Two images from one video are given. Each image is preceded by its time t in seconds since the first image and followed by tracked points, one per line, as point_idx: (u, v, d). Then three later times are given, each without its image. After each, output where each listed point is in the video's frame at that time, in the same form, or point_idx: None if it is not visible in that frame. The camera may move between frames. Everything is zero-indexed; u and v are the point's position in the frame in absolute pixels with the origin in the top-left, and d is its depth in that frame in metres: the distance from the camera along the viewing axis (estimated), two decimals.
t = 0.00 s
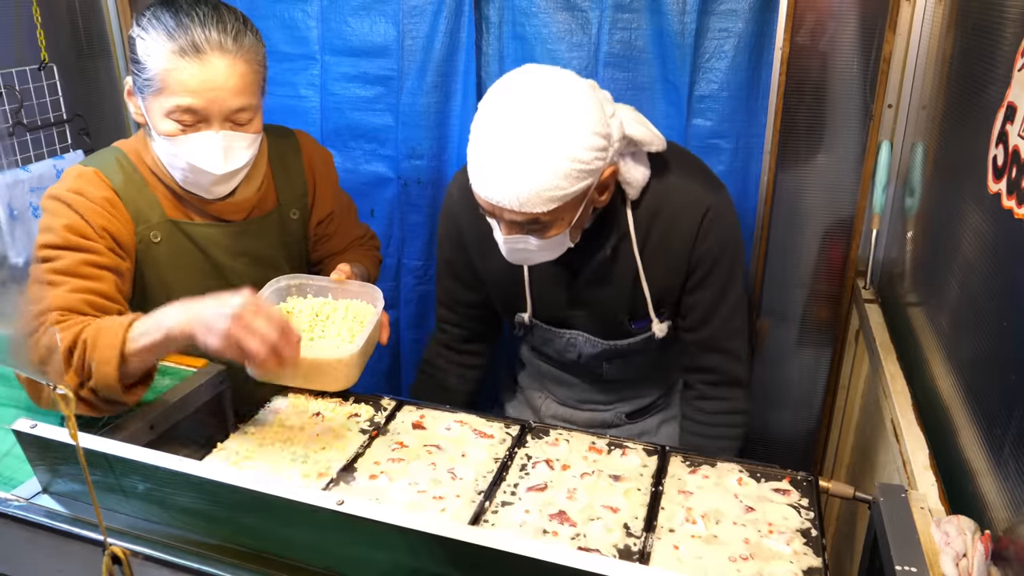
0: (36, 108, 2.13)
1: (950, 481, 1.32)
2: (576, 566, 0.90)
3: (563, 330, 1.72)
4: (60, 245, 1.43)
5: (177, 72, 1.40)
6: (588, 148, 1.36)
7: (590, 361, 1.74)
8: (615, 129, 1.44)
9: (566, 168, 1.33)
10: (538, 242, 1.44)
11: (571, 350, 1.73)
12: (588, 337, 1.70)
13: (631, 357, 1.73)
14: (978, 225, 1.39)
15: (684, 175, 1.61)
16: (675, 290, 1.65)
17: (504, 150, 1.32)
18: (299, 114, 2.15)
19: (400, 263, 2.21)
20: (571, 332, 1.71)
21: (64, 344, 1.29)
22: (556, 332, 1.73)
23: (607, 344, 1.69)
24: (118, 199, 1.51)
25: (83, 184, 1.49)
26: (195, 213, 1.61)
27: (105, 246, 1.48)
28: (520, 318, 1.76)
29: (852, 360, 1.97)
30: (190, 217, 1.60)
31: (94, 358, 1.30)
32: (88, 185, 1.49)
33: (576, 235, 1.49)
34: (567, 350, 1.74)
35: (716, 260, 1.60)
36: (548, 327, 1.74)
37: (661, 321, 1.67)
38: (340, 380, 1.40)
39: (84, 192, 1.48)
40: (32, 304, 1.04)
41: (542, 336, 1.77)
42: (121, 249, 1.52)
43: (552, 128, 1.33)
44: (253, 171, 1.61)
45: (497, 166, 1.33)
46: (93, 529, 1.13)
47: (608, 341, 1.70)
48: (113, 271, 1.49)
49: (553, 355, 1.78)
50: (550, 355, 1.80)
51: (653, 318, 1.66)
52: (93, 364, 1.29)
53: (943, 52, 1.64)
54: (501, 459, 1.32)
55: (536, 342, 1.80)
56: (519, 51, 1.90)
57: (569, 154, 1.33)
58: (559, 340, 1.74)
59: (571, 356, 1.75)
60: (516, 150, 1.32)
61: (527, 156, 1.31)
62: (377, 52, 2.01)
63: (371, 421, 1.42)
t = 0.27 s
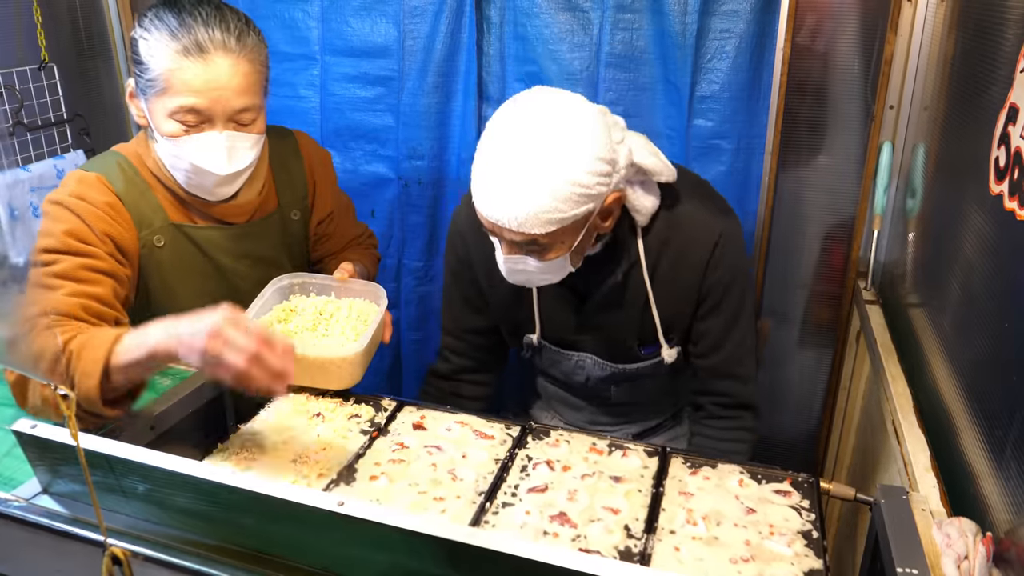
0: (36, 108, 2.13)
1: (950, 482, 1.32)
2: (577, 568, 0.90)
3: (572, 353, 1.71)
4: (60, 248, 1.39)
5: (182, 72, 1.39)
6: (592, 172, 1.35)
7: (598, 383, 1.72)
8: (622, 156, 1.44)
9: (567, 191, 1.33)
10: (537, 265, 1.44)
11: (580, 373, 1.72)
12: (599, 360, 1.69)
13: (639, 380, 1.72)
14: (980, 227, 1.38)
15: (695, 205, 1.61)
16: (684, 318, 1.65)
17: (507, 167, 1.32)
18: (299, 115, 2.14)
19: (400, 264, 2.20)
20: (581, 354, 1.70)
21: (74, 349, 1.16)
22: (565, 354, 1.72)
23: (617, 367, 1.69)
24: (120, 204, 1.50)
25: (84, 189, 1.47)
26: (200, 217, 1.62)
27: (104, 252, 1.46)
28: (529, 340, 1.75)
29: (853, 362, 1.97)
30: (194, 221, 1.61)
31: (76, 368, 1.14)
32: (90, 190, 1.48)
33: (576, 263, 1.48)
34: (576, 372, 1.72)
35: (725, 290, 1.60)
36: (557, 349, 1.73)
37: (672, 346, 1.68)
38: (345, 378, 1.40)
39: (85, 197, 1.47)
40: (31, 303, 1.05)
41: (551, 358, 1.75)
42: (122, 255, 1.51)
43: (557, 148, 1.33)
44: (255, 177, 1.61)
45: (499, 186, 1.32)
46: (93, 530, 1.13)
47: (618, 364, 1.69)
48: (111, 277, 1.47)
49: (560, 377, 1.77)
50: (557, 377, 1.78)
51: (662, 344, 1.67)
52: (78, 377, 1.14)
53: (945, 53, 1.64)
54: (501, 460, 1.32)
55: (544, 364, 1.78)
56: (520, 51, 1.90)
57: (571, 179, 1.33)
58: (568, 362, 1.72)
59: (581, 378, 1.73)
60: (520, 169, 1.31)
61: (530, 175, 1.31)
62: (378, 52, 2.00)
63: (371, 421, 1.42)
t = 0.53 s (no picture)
0: (37, 108, 2.13)
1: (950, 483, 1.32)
2: (578, 568, 0.90)
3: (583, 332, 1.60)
4: (55, 246, 1.38)
5: (183, 74, 1.39)
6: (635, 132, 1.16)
7: (610, 364, 1.62)
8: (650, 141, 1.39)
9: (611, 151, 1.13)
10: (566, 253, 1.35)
11: (591, 353, 1.62)
12: (611, 339, 1.58)
13: (654, 363, 1.61)
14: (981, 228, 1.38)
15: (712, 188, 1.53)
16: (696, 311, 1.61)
17: (539, 122, 1.10)
18: (300, 115, 2.15)
19: (401, 264, 2.20)
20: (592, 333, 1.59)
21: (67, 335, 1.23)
22: (575, 334, 1.61)
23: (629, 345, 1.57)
24: (116, 203, 1.51)
25: (81, 187, 1.49)
26: (195, 218, 1.61)
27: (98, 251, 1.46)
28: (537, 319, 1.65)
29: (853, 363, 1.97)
30: (189, 220, 1.61)
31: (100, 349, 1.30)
32: (88, 188, 1.49)
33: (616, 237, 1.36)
34: (586, 353, 1.62)
35: (744, 268, 1.53)
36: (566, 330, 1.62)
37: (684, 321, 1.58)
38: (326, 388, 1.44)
39: (82, 194, 1.48)
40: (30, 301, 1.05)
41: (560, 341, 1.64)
42: (117, 254, 1.51)
43: (586, 108, 1.10)
44: (252, 178, 1.61)
45: (531, 146, 1.11)
46: (93, 530, 1.13)
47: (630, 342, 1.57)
48: (104, 276, 1.47)
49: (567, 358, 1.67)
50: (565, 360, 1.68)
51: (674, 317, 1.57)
52: (101, 357, 1.30)
53: (945, 54, 1.64)
54: (501, 461, 1.32)
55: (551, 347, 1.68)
56: (521, 52, 1.90)
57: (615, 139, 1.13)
58: (578, 343, 1.62)
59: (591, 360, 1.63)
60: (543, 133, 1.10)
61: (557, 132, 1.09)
62: (380, 53, 2.00)
63: (372, 422, 1.42)
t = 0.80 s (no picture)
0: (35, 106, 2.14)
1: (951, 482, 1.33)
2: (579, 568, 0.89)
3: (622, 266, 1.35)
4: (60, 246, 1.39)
5: (190, 73, 1.36)
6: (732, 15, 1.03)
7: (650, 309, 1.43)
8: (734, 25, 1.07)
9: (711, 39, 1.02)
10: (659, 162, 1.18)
11: (629, 293, 1.38)
12: (654, 274, 1.35)
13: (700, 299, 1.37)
14: (982, 227, 1.38)
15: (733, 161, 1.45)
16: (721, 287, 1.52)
17: (625, 15, 0.99)
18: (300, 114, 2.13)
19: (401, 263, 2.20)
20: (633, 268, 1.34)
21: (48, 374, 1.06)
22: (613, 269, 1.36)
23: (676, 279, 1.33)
24: (120, 204, 1.53)
25: (85, 188, 1.49)
26: (199, 218, 1.60)
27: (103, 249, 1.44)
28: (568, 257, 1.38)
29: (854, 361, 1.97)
30: (193, 221, 1.60)
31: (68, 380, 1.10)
32: (92, 188, 1.49)
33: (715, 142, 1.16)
34: (624, 292, 1.38)
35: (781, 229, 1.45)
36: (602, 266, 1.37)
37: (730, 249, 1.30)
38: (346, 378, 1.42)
39: (86, 195, 1.48)
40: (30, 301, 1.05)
41: (594, 279, 1.39)
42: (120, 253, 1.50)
43: None
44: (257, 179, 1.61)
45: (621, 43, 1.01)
46: (93, 529, 1.13)
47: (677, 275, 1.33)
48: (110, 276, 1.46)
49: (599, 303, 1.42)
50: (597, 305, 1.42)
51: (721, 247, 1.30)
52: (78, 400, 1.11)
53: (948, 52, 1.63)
54: (501, 460, 1.32)
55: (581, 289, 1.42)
56: (519, 51, 1.84)
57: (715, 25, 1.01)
58: (615, 280, 1.37)
59: (629, 300, 1.39)
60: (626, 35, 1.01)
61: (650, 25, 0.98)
62: (380, 52, 1.94)
63: (372, 421, 1.42)
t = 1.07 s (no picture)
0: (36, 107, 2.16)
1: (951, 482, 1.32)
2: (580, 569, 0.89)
3: (680, 243, 1.36)
4: (87, 240, 1.39)
5: (217, 70, 1.35)
6: None
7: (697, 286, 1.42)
8: None
9: None
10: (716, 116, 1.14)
11: (683, 270, 1.39)
12: (711, 251, 1.37)
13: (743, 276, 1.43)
14: (983, 226, 1.37)
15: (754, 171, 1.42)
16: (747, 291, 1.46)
17: None
18: (300, 113, 2.13)
19: (401, 263, 2.20)
20: (691, 244, 1.36)
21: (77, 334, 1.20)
22: (670, 245, 1.37)
23: (733, 254, 1.37)
24: (136, 199, 1.50)
25: (101, 183, 1.46)
26: (211, 215, 1.60)
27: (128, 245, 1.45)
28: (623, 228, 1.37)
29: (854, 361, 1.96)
30: (203, 217, 1.59)
31: (172, 341, 1.31)
32: (107, 184, 1.47)
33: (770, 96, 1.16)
34: (677, 269, 1.39)
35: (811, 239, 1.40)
36: (660, 241, 1.37)
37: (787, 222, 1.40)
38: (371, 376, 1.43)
39: (104, 190, 1.46)
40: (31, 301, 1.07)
41: (645, 257, 1.39)
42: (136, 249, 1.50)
43: None
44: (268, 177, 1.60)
45: None
46: (92, 530, 1.13)
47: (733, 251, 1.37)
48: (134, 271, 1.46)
49: (646, 283, 1.42)
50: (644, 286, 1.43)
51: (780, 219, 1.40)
52: (166, 349, 1.30)
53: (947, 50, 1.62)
54: (501, 460, 1.32)
55: (630, 268, 1.41)
56: (521, 50, 1.90)
57: None
58: (669, 257, 1.38)
59: (680, 278, 1.40)
60: None
61: None
62: (379, 51, 2.00)
63: (371, 421, 1.42)
